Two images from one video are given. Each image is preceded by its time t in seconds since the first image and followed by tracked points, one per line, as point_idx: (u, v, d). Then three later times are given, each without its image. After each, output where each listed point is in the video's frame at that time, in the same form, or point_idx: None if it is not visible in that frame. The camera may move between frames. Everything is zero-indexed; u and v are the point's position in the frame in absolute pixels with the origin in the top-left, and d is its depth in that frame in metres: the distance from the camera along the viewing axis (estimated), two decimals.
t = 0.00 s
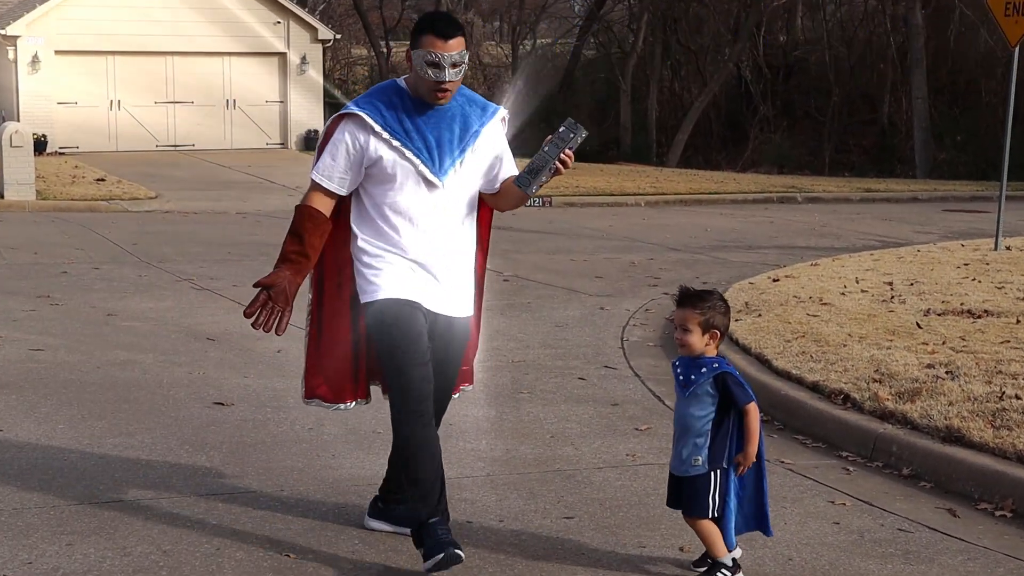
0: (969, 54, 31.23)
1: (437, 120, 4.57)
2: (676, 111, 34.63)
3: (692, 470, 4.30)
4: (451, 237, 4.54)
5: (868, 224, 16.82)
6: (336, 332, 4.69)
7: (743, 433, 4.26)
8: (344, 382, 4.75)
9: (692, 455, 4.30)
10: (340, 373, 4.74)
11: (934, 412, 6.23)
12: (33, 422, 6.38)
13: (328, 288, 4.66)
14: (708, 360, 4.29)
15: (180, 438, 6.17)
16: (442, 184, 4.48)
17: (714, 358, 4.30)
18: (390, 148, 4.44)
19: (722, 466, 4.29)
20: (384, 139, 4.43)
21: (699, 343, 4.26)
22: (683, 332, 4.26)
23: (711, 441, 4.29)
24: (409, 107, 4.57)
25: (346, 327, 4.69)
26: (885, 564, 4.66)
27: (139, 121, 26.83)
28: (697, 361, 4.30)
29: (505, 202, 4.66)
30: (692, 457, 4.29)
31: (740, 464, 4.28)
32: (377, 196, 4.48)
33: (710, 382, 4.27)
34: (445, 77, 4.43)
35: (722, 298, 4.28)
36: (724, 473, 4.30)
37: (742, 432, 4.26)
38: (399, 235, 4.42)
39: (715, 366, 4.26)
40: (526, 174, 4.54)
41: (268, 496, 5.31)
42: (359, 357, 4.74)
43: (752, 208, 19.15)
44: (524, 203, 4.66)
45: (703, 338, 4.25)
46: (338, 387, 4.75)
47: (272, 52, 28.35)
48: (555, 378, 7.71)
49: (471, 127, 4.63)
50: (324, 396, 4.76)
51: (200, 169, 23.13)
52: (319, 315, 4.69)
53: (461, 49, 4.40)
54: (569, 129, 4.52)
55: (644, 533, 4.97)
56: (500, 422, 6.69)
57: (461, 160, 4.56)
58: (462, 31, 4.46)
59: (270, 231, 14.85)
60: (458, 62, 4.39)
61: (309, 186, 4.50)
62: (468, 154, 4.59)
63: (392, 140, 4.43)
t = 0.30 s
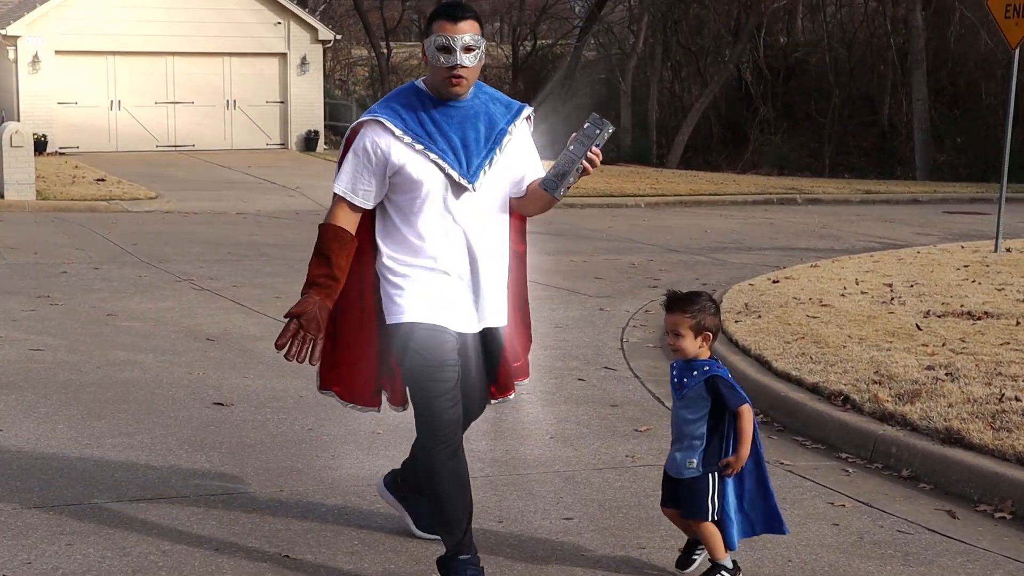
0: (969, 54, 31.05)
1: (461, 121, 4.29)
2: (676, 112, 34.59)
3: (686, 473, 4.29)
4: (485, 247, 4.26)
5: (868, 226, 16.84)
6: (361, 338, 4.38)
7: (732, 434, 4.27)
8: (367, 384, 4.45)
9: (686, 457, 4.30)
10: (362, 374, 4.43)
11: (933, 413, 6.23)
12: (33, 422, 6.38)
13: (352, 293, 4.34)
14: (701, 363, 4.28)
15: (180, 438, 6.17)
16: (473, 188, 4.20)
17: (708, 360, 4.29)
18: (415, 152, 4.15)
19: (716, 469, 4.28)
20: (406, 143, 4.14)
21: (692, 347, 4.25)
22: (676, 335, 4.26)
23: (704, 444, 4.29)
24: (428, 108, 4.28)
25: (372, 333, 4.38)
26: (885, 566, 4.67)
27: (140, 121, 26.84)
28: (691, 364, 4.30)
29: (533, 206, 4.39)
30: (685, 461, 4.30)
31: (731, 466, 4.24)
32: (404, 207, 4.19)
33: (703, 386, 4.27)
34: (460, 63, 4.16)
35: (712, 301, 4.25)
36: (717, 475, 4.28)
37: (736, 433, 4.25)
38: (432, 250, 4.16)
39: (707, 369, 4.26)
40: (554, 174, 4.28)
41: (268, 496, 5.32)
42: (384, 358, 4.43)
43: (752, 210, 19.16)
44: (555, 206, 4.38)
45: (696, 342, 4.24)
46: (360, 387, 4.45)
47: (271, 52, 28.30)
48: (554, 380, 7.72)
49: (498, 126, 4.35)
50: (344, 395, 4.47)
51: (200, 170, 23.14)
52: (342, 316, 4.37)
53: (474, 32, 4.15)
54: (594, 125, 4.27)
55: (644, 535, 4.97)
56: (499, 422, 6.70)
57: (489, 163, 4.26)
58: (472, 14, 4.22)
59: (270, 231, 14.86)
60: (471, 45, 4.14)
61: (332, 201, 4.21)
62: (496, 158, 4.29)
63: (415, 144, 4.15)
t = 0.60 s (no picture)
0: (969, 55, 30.99)
1: (478, 110, 4.14)
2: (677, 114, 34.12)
3: (674, 470, 4.29)
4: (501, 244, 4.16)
5: (868, 227, 16.85)
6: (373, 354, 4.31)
7: (711, 428, 4.29)
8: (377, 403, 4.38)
9: (673, 454, 4.30)
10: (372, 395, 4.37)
11: (931, 414, 6.23)
12: (31, 422, 6.38)
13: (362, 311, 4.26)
14: (682, 363, 4.27)
15: (180, 437, 6.17)
16: (487, 180, 4.06)
17: (689, 359, 4.28)
18: (429, 140, 4.02)
19: (703, 463, 4.29)
20: (419, 129, 4.00)
21: (675, 349, 4.23)
22: (656, 339, 4.23)
23: (691, 440, 4.29)
24: (445, 97, 4.13)
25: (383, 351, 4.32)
26: (882, 567, 4.67)
27: (140, 121, 26.83)
28: (671, 364, 4.28)
29: (552, 204, 4.29)
30: (673, 457, 4.29)
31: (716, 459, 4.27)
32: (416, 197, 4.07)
33: (688, 385, 4.26)
34: (478, 46, 4.01)
35: (687, 298, 4.22)
36: (707, 469, 4.29)
37: (719, 425, 4.26)
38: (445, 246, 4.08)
39: (691, 366, 4.25)
40: (574, 167, 4.20)
41: (266, 496, 5.32)
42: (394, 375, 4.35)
43: (752, 210, 19.16)
44: (577, 203, 4.27)
45: (678, 343, 4.23)
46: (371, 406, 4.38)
47: (270, 51, 28.29)
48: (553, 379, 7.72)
49: (518, 119, 4.20)
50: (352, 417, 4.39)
51: (199, 169, 23.13)
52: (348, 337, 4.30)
53: (495, 16, 4.01)
54: (618, 119, 4.25)
55: (643, 535, 4.96)
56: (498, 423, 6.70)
57: (507, 156, 4.12)
58: None
59: (269, 231, 14.87)
60: (491, 28, 3.99)
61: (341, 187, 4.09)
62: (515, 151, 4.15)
63: (428, 132, 4.01)
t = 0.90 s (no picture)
0: (962, 58, 31.09)
1: (485, 122, 4.01)
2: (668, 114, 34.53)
3: (669, 470, 4.26)
4: (509, 257, 4.07)
5: (861, 229, 16.87)
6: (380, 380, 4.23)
7: (695, 422, 4.30)
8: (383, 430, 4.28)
9: (664, 454, 4.27)
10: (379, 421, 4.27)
11: (924, 416, 6.23)
12: (22, 424, 6.35)
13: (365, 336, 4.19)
14: (662, 363, 4.25)
15: (172, 440, 6.15)
16: (490, 194, 3.93)
17: (667, 358, 4.27)
18: (430, 150, 3.94)
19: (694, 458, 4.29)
20: (421, 139, 3.93)
21: (655, 353, 4.22)
22: (639, 344, 4.19)
23: (680, 437, 4.28)
24: (452, 107, 4.03)
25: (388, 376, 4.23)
26: (875, 570, 4.66)
27: (131, 122, 26.78)
28: (650, 367, 4.26)
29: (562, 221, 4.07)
30: (665, 457, 4.26)
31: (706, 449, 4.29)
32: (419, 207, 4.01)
33: (674, 384, 4.24)
34: (486, 56, 3.90)
35: (662, 300, 4.20)
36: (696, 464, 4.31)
37: (704, 416, 4.28)
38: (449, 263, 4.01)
39: (676, 366, 4.24)
40: (579, 184, 3.95)
41: (257, 499, 5.30)
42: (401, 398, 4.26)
43: (745, 213, 19.19)
44: (586, 220, 4.03)
45: (659, 345, 4.21)
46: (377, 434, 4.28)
47: (263, 53, 28.28)
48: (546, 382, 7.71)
49: (527, 133, 4.03)
50: (358, 445, 4.28)
51: (191, 171, 23.09)
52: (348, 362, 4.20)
53: (504, 25, 3.91)
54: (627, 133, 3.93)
55: (635, 537, 4.95)
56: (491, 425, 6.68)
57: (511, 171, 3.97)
58: (504, 8, 3.97)
59: (261, 233, 14.83)
60: (500, 38, 3.89)
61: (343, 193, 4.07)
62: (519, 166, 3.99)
63: (431, 142, 3.93)
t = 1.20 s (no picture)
0: (960, 64, 31.13)
1: (493, 122, 4.01)
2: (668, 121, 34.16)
3: (670, 479, 4.24)
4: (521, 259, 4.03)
5: (860, 236, 16.86)
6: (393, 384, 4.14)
7: (690, 433, 4.31)
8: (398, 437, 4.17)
9: (665, 464, 4.24)
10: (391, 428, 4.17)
11: (923, 424, 6.23)
12: (21, 433, 6.35)
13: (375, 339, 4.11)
14: (662, 375, 4.25)
15: (171, 449, 6.14)
16: (496, 196, 3.94)
17: (664, 369, 4.27)
18: (439, 151, 3.94)
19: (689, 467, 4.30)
20: (430, 139, 3.93)
21: (659, 364, 4.21)
22: (645, 354, 4.17)
23: (679, 447, 4.28)
24: (460, 106, 4.03)
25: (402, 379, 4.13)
26: None
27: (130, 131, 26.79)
28: (649, 379, 4.24)
29: (572, 221, 4.05)
30: (666, 466, 4.24)
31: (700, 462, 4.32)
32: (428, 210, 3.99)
33: (676, 394, 4.24)
34: (497, 57, 3.88)
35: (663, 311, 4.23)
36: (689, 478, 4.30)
37: (699, 428, 4.32)
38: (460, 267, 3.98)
39: (678, 377, 4.26)
40: (585, 179, 3.91)
41: (256, 508, 5.29)
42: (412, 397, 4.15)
43: (744, 220, 19.20)
44: (596, 218, 4.01)
45: (663, 356, 4.21)
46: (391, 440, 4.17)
47: (262, 61, 28.31)
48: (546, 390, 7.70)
49: (535, 132, 4.01)
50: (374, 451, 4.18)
51: (190, 179, 23.10)
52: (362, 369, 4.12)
53: (514, 24, 3.89)
54: (630, 126, 3.91)
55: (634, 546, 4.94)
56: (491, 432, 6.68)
57: (518, 171, 3.96)
58: (513, 6, 3.95)
59: (260, 241, 14.84)
60: (510, 37, 3.87)
61: (353, 195, 4.05)
62: (526, 167, 3.97)
63: (439, 143, 3.93)
